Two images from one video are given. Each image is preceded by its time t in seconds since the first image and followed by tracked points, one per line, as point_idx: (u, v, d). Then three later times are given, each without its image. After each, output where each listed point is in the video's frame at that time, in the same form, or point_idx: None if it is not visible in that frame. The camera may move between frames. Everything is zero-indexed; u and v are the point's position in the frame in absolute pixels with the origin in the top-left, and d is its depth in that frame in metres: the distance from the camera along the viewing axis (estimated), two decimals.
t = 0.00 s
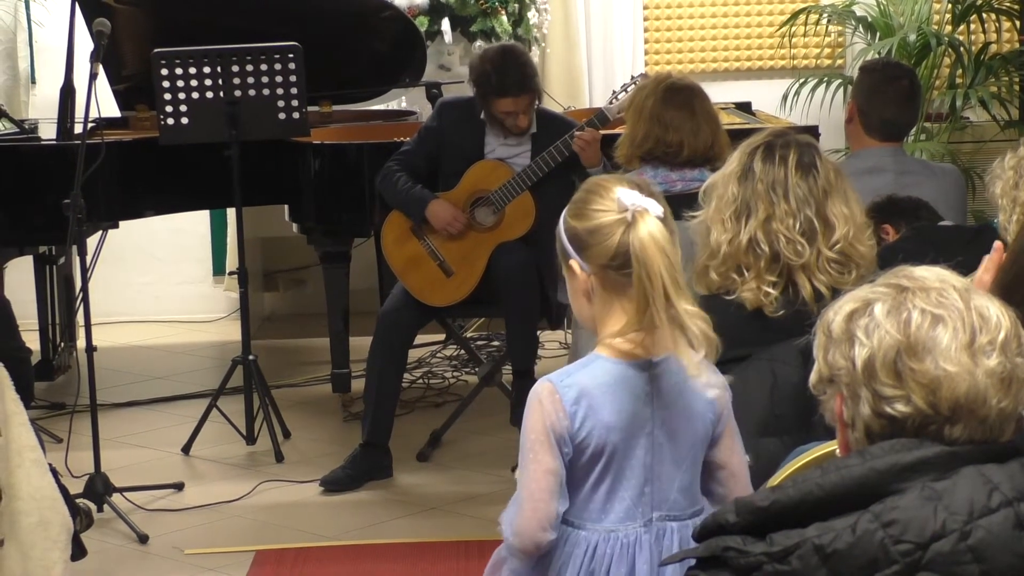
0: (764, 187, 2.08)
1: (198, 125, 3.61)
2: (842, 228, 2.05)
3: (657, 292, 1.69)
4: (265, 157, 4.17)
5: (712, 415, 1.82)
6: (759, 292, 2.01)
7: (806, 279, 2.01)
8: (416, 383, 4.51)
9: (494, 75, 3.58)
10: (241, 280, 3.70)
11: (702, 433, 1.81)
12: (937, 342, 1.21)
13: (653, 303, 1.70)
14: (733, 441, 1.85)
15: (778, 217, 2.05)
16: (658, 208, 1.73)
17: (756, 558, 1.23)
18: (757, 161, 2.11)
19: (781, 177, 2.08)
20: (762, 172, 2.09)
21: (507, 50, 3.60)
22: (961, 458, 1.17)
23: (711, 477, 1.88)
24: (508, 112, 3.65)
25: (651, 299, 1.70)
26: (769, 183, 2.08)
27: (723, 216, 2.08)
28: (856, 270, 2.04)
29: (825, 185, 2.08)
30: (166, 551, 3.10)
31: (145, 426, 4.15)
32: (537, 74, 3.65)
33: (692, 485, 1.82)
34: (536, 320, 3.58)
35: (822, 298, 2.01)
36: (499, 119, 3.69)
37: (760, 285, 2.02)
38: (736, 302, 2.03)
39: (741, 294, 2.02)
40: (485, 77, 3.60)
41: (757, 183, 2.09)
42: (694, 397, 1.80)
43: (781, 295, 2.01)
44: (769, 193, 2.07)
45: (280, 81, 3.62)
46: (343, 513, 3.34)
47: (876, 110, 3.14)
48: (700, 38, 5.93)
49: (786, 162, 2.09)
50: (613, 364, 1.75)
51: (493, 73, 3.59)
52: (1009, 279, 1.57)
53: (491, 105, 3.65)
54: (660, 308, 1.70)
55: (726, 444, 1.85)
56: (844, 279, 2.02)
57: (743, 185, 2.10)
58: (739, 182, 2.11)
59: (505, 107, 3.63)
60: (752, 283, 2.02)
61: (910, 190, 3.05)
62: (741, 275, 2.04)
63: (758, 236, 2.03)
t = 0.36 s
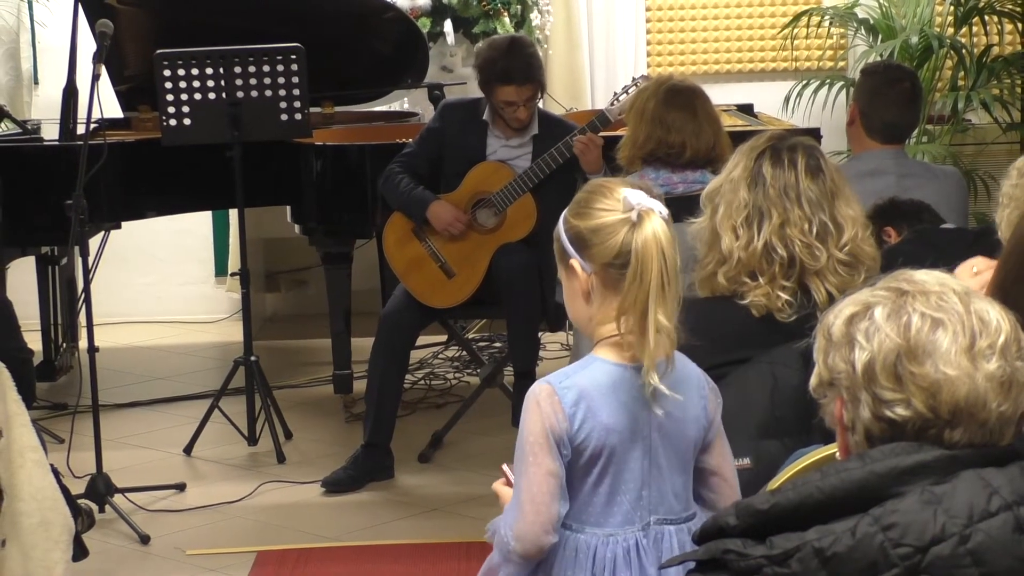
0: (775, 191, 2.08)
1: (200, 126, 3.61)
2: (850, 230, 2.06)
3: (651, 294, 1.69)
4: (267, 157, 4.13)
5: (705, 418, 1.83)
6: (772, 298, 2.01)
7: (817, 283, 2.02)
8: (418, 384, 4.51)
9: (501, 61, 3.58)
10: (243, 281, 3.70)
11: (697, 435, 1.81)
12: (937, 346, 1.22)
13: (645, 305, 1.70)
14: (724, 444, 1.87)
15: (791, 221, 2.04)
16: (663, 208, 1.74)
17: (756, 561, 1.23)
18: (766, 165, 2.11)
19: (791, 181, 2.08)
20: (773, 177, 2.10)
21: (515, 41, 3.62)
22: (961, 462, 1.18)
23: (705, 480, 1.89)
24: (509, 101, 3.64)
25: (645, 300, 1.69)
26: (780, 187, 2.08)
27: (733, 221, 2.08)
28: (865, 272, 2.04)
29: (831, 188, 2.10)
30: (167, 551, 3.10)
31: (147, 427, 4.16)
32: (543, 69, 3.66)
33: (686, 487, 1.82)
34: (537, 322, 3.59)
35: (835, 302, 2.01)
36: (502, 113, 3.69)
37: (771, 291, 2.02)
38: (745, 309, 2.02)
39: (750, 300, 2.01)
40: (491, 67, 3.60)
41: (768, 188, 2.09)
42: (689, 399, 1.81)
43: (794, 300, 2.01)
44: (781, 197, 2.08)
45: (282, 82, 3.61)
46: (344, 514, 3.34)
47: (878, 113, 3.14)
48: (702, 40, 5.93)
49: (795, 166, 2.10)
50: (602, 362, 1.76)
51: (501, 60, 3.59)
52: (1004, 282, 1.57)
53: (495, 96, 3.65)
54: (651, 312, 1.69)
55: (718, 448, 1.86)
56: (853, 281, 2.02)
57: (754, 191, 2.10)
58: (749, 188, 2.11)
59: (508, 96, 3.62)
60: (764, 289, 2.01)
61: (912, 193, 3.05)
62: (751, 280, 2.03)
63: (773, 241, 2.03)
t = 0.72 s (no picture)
0: (781, 196, 2.10)
1: (205, 128, 3.62)
2: (854, 235, 2.08)
3: (650, 314, 1.69)
4: (272, 160, 4.20)
5: (716, 440, 1.80)
6: (780, 302, 2.01)
7: (824, 288, 2.02)
8: (421, 387, 4.51)
9: (512, 58, 3.60)
10: (247, 284, 3.69)
11: (709, 459, 1.78)
12: (940, 352, 1.22)
13: (645, 326, 1.69)
14: (738, 466, 1.84)
15: (799, 225, 2.06)
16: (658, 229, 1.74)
17: (759, 566, 1.23)
18: (771, 169, 2.13)
19: (797, 185, 2.10)
20: (778, 182, 2.11)
21: (525, 42, 3.64)
22: (964, 468, 1.18)
23: (719, 504, 1.85)
24: (514, 100, 3.64)
25: (645, 322, 1.69)
26: (786, 192, 2.10)
27: (740, 225, 2.09)
28: (870, 275, 2.05)
29: (836, 193, 2.11)
30: (171, 553, 3.11)
31: (152, 428, 4.17)
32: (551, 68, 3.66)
33: (701, 512, 1.79)
34: (540, 326, 3.59)
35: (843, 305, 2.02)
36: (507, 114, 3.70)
37: (778, 295, 2.02)
38: (751, 314, 2.02)
39: (755, 304, 2.01)
40: (499, 65, 3.61)
41: (774, 192, 2.10)
42: (700, 422, 1.78)
43: (801, 304, 2.01)
44: (787, 202, 2.09)
45: (288, 84, 3.62)
46: (348, 517, 3.34)
47: (882, 118, 3.14)
48: (707, 44, 5.94)
49: (801, 170, 2.11)
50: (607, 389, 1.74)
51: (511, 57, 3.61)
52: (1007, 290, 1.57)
53: (500, 95, 3.65)
54: (652, 332, 1.69)
55: (731, 469, 1.83)
56: (859, 284, 2.03)
57: (761, 197, 2.11)
58: (755, 193, 2.12)
59: (514, 94, 3.62)
60: (767, 295, 2.02)
61: (916, 199, 3.05)
62: (757, 284, 2.04)
63: (780, 245, 2.04)
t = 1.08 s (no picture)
0: (785, 199, 2.09)
1: (211, 128, 3.63)
2: (858, 238, 2.07)
3: (656, 324, 1.69)
4: (276, 161, 4.22)
5: (725, 444, 1.80)
6: (783, 306, 2.01)
7: (828, 292, 2.02)
8: (426, 389, 4.52)
9: (521, 59, 3.60)
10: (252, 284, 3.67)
11: (717, 463, 1.78)
12: (942, 356, 1.22)
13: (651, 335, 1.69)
14: (746, 469, 1.84)
15: (803, 229, 2.05)
16: (665, 238, 1.74)
17: (760, 567, 1.23)
18: (775, 172, 2.12)
19: (801, 189, 2.09)
20: (783, 184, 2.10)
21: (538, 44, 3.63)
22: (964, 471, 1.18)
23: (727, 505, 1.85)
24: (518, 101, 3.64)
25: (650, 331, 1.69)
26: (791, 195, 2.09)
27: (745, 229, 2.08)
28: (873, 279, 2.06)
29: (840, 197, 2.11)
30: (174, 553, 3.11)
31: (156, 428, 4.17)
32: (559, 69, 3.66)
33: (708, 515, 1.80)
34: (545, 328, 3.59)
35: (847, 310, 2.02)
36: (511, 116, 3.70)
37: (782, 299, 2.02)
38: (755, 317, 2.03)
39: (758, 307, 2.02)
40: (506, 64, 3.62)
41: (778, 196, 2.09)
42: (709, 427, 1.78)
43: (805, 308, 2.02)
44: (791, 205, 2.08)
45: (294, 86, 3.63)
46: (351, 518, 3.35)
47: (887, 122, 3.14)
48: (713, 48, 5.94)
49: (804, 174, 2.11)
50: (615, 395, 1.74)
51: (521, 57, 3.61)
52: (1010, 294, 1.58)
53: (505, 96, 3.66)
54: (658, 341, 1.68)
55: (740, 471, 1.83)
56: (862, 288, 2.04)
57: (764, 199, 2.10)
58: (758, 195, 2.11)
59: (518, 94, 3.62)
60: (771, 298, 2.02)
61: (920, 204, 3.05)
62: (761, 287, 2.04)
63: (784, 249, 2.04)
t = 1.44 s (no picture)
0: (794, 200, 2.08)
1: (220, 125, 3.63)
2: (867, 238, 2.07)
3: (669, 318, 1.69)
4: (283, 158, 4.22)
5: (748, 437, 1.79)
6: (793, 306, 2.01)
7: (838, 292, 2.02)
8: (432, 387, 4.52)
9: (529, 59, 3.59)
10: (259, 281, 3.67)
11: (742, 456, 1.78)
12: (953, 356, 1.22)
13: (666, 328, 1.69)
14: (769, 464, 1.83)
15: (813, 229, 2.05)
16: (675, 231, 1.75)
17: (770, 566, 1.23)
18: (784, 173, 2.11)
19: (810, 189, 2.09)
20: (792, 185, 2.10)
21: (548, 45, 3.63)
22: (975, 471, 1.18)
23: (753, 502, 1.84)
24: (523, 100, 3.64)
25: (665, 324, 1.69)
26: (800, 196, 2.09)
27: (753, 229, 2.08)
28: (883, 280, 2.05)
29: (849, 197, 2.10)
30: (182, 549, 3.11)
31: (163, 425, 4.18)
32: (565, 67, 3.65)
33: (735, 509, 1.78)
34: (553, 327, 3.60)
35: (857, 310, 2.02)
36: (518, 115, 3.70)
37: (791, 299, 2.02)
38: (763, 317, 2.03)
39: (767, 307, 2.02)
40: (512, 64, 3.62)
41: (787, 197, 2.09)
42: (731, 418, 1.77)
43: (815, 308, 2.02)
44: (801, 206, 2.08)
45: (302, 83, 3.63)
46: (357, 516, 3.35)
47: (896, 123, 3.13)
48: (722, 48, 5.93)
49: (814, 174, 2.10)
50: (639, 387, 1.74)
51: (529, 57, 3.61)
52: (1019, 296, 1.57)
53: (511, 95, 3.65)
54: (673, 334, 1.69)
55: (763, 467, 1.83)
56: (872, 288, 2.03)
57: (774, 199, 2.10)
58: (768, 195, 2.11)
59: (523, 94, 3.62)
60: (780, 298, 2.02)
61: (930, 206, 3.04)
62: (771, 288, 2.04)
63: (794, 249, 2.03)
